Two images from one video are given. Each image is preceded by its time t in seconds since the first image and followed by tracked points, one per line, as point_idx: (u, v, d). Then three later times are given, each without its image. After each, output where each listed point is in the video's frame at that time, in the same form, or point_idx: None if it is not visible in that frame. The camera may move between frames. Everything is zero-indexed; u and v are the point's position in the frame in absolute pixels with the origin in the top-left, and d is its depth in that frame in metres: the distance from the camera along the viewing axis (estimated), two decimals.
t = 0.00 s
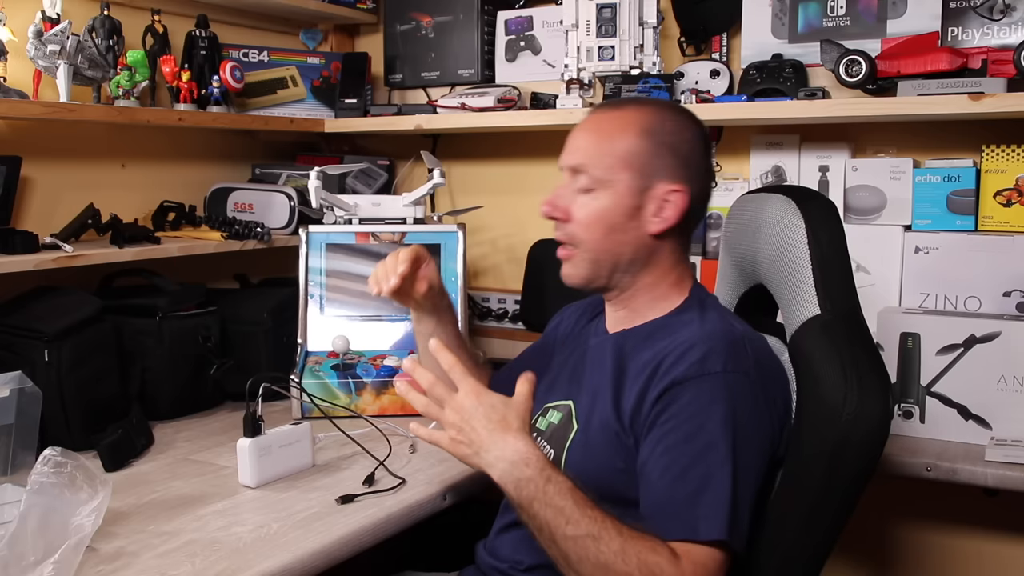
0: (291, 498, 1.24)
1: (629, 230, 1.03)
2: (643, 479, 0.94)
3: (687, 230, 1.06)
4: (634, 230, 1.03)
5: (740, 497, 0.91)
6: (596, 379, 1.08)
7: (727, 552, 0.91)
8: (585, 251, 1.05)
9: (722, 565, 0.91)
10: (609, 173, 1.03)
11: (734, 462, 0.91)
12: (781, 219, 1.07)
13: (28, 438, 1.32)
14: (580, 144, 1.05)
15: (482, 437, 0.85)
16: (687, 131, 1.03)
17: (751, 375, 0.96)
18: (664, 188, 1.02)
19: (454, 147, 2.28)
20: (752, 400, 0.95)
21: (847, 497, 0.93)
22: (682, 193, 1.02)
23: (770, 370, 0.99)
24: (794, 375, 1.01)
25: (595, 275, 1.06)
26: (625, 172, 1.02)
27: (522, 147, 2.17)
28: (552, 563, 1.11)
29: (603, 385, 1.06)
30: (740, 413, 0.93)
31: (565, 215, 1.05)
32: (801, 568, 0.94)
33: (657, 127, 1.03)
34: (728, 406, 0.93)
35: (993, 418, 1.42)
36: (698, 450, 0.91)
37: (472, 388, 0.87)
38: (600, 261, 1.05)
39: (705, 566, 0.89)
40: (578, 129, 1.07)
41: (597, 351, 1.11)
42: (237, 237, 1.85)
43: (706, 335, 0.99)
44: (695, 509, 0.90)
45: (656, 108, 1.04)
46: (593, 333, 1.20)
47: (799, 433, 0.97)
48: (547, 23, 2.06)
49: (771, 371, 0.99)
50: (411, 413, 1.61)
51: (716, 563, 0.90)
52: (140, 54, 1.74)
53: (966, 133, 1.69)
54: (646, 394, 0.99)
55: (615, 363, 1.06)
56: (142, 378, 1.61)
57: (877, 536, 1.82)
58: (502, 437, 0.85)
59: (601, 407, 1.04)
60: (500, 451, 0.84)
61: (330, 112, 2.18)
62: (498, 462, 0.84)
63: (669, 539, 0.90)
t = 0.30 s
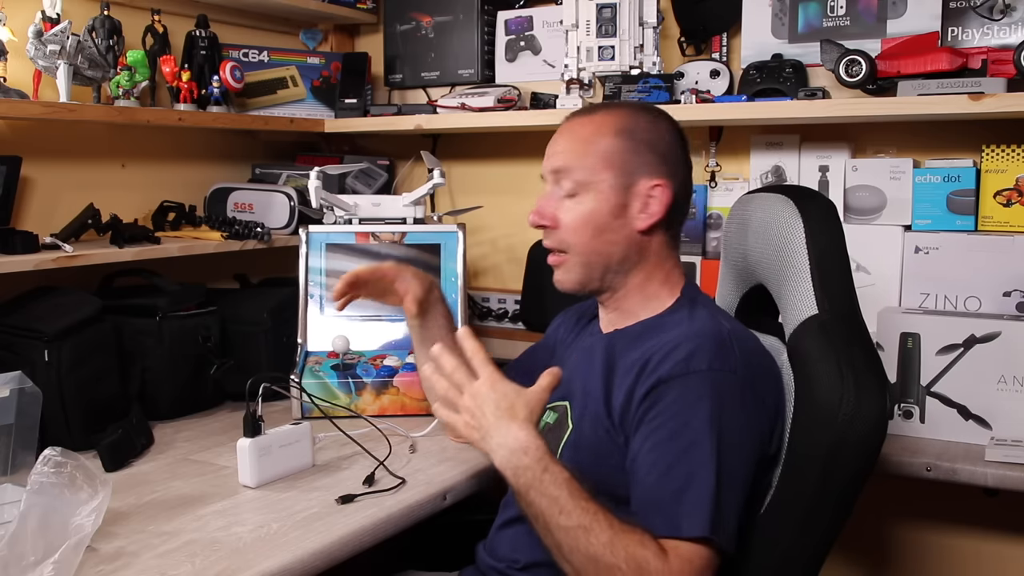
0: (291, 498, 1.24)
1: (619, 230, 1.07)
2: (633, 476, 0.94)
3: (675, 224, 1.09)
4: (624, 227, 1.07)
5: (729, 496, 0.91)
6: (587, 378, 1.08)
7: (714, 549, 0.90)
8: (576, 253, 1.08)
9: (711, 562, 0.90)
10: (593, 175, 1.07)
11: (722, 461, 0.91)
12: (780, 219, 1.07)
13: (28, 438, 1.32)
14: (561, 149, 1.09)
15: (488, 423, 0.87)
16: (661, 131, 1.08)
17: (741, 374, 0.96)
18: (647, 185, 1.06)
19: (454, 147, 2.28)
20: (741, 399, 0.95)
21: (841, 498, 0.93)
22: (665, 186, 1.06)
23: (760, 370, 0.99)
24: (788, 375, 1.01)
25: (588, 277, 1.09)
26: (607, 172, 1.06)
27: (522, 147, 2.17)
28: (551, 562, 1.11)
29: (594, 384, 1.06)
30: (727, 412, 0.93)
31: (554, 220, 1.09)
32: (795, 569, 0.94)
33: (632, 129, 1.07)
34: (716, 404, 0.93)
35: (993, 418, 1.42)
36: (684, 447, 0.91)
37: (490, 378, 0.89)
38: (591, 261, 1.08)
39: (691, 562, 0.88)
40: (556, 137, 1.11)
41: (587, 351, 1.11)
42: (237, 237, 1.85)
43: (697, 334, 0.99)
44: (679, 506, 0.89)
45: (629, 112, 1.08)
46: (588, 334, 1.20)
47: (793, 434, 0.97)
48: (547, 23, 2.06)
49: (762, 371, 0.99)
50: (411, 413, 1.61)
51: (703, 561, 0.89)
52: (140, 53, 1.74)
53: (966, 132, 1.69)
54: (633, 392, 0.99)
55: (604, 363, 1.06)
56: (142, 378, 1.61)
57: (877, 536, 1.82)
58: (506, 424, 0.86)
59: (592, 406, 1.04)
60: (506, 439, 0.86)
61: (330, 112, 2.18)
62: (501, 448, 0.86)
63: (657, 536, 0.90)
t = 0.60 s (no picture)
0: (291, 498, 1.24)
1: (686, 249, 1.10)
2: (645, 478, 0.94)
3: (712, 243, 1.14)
4: (688, 250, 1.10)
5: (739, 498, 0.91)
6: (596, 378, 1.08)
7: (728, 551, 0.91)
8: (645, 266, 1.08)
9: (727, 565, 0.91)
10: (685, 194, 1.07)
11: (736, 463, 0.91)
12: (783, 219, 1.08)
13: (28, 438, 1.33)
14: (662, 160, 1.06)
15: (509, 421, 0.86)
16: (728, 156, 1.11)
17: (751, 375, 0.96)
18: (716, 209, 1.11)
19: (454, 147, 2.28)
20: (753, 401, 0.95)
21: (847, 499, 0.92)
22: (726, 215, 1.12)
23: (769, 370, 0.99)
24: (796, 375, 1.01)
25: (646, 288, 1.09)
26: (695, 193, 1.07)
27: (522, 147, 2.17)
28: (551, 563, 1.11)
29: (604, 385, 1.06)
30: (742, 414, 0.93)
31: (632, 229, 1.07)
32: (800, 568, 0.94)
33: (715, 152, 1.09)
34: (730, 405, 0.93)
35: (993, 418, 1.42)
36: (699, 450, 0.91)
37: (517, 350, 0.88)
38: (652, 274, 1.09)
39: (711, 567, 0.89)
40: (646, 140, 1.08)
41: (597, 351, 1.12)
42: (237, 237, 1.85)
43: (707, 334, 0.99)
44: (699, 510, 0.90)
45: (711, 132, 1.09)
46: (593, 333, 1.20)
47: (799, 434, 0.97)
48: (547, 23, 2.06)
49: (771, 372, 1.00)
50: (411, 413, 1.61)
51: (719, 564, 0.90)
52: (140, 54, 1.74)
53: (966, 132, 1.69)
54: (646, 394, 1.00)
55: (615, 364, 1.06)
56: (142, 378, 1.61)
57: (878, 536, 1.82)
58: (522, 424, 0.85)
59: (603, 407, 1.05)
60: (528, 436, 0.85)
61: (330, 112, 2.18)
62: (516, 449, 0.85)
63: (674, 540, 0.90)
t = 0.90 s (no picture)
0: (291, 498, 1.24)
1: (700, 257, 1.10)
2: (648, 479, 0.94)
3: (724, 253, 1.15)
4: (703, 258, 1.10)
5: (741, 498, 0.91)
6: (602, 379, 1.08)
7: (730, 553, 0.91)
8: (659, 271, 1.08)
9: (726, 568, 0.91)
10: (706, 206, 1.07)
11: (739, 463, 0.91)
12: (787, 220, 1.07)
13: (28, 438, 1.33)
14: (686, 169, 1.06)
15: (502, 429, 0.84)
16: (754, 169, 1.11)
17: (757, 376, 0.96)
18: (733, 221, 1.12)
19: (454, 147, 2.28)
20: (759, 403, 0.95)
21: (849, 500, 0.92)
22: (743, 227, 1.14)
23: (774, 371, 1.00)
24: (800, 376, 1.01)
25: (657, 293, 1.10)
26: (717, 205, 1.08)
27: (522, 147, 2.17)
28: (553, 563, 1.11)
29: (609, 386, 1.06)
30: (747, 414, 0.94)
31: (648, 234, 1.07)
32: (801, 569, 0.94)
33: (743, 166, 1.09)
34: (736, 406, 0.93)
35: (993, 418, 1.42)
36: (704, 451, 0.91)
37: (501, 360, 0.86)
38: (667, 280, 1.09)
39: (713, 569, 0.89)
40: (673, 146, 1.07)
41: (602, 352, 1.12)
42: (237, 237, 1.85)
43: (714, 335, 0.99)
44: (703, 512, 0.90)
45: (740, 144, 1.09)
46: (597, 335, 1.20)
47: (802, 435, 0.97)
48: (547, 23, 2.06)
49: (776, 372, 1.00)
50: (411, 413, 1.61)
51: (721, 565, 0.90)
52: (140, 54, 1.74)
53: (966, 132, 1.69)
54: (652, 396, 1.00)
55: (622, 364, 1.06)
56: (142, 378, 1.61)
57: (879, 536, 1.82)
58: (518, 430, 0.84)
59: (607, 409, 1.05)
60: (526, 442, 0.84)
61: (330, 112, 2.18)
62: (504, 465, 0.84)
63: (675, 541, 0.90)
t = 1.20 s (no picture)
0: (291, 498, 1.24)
1: (681, 256, 1.09)
2: (644, 480, 0.94)
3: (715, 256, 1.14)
4: (683, 258, 1.10)
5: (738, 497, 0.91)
6: (597, 381, 1.08)
7: (727, 553, 0.91)
8: (634, 268, 1.09)
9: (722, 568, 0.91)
10: (683, 204, 1.07)
11: (735, 462, 0.91)
12: (782, 218, 1.08)
13: (28, 438, 1.33)
14: (660, 166, 1.06)
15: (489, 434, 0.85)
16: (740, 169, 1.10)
17: (751, 375, 0.96)
18: (719, 222, 1.10)
19: (454, 147, 2.28)
20: (753, 402, 0.95)
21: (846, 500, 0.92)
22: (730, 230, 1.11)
23: (768, 370, 1.00)
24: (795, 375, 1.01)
25: (634, 289, 1.10)
26: (696, 204, 1.07)
27: (522, 147, 2.17)
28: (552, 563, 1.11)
29: (604, 388, 1.06)
30: (741, 413, 0.94)
31: (622, 230, 1.08)
32: (798, 569, 0.94)
33: (725, 164, 1.08)
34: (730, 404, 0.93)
35: (993, 418, 1.42)
36: (699, 449, 0.91)
37: (477, 374, 0.85)
38: (644, 277, 1.09)
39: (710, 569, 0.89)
40: (648, 143, 1.08)
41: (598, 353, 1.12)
42: (237, 237, 1.85)
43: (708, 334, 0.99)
44: (697, 511, 0.90)
45: (723, 143, 1.08)
46: (591, 336, 1.20)
47: (798, 435, 0.97)
48: (547, 23, 2.06)
49: (771, 372, 1.00)
50: (411, 413, 1.62)
51: (718, 564, 0.90)
52: (140, 54, 1.74)
53: (966, 132, 1.69)
54: (647, 396, 1.00)
55: (617, 366, 1.06)
56: (142, 378, 1.61)
57: (878, 536, 1.82)
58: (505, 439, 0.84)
59: (602, 410, 1.04)
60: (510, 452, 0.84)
61: (330, 112, 2.18)
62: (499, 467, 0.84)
63: (671, 542, 0.90)
